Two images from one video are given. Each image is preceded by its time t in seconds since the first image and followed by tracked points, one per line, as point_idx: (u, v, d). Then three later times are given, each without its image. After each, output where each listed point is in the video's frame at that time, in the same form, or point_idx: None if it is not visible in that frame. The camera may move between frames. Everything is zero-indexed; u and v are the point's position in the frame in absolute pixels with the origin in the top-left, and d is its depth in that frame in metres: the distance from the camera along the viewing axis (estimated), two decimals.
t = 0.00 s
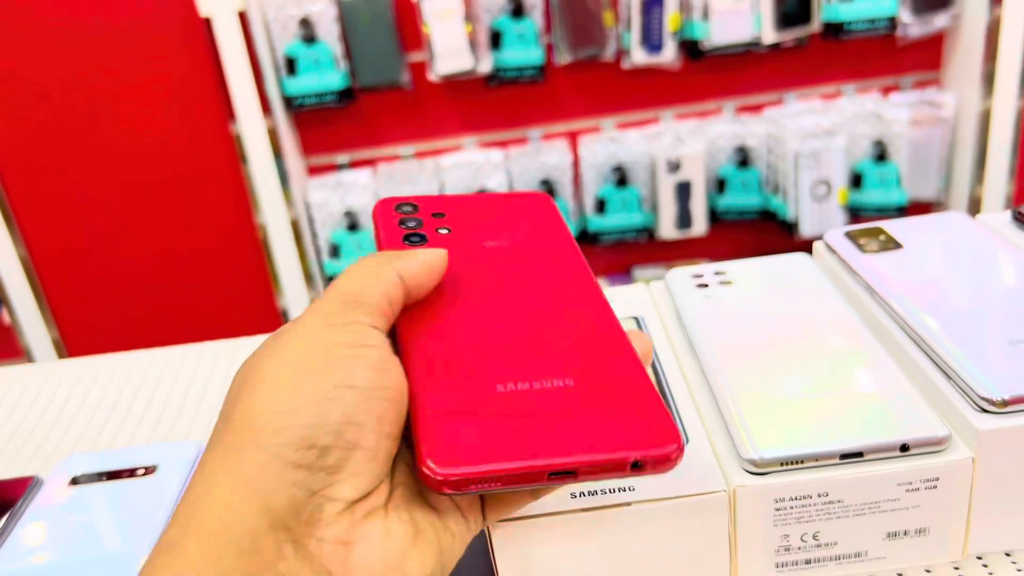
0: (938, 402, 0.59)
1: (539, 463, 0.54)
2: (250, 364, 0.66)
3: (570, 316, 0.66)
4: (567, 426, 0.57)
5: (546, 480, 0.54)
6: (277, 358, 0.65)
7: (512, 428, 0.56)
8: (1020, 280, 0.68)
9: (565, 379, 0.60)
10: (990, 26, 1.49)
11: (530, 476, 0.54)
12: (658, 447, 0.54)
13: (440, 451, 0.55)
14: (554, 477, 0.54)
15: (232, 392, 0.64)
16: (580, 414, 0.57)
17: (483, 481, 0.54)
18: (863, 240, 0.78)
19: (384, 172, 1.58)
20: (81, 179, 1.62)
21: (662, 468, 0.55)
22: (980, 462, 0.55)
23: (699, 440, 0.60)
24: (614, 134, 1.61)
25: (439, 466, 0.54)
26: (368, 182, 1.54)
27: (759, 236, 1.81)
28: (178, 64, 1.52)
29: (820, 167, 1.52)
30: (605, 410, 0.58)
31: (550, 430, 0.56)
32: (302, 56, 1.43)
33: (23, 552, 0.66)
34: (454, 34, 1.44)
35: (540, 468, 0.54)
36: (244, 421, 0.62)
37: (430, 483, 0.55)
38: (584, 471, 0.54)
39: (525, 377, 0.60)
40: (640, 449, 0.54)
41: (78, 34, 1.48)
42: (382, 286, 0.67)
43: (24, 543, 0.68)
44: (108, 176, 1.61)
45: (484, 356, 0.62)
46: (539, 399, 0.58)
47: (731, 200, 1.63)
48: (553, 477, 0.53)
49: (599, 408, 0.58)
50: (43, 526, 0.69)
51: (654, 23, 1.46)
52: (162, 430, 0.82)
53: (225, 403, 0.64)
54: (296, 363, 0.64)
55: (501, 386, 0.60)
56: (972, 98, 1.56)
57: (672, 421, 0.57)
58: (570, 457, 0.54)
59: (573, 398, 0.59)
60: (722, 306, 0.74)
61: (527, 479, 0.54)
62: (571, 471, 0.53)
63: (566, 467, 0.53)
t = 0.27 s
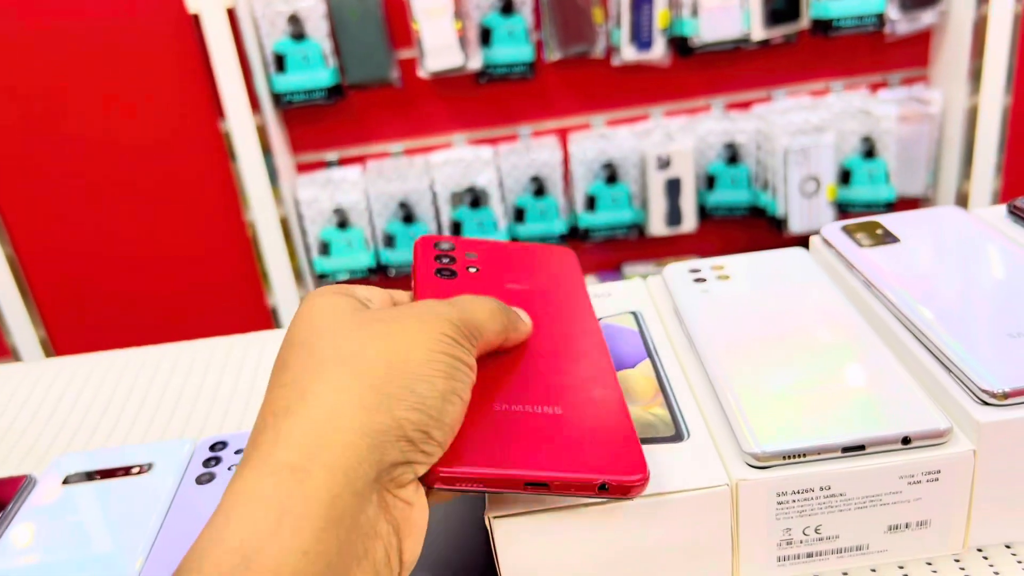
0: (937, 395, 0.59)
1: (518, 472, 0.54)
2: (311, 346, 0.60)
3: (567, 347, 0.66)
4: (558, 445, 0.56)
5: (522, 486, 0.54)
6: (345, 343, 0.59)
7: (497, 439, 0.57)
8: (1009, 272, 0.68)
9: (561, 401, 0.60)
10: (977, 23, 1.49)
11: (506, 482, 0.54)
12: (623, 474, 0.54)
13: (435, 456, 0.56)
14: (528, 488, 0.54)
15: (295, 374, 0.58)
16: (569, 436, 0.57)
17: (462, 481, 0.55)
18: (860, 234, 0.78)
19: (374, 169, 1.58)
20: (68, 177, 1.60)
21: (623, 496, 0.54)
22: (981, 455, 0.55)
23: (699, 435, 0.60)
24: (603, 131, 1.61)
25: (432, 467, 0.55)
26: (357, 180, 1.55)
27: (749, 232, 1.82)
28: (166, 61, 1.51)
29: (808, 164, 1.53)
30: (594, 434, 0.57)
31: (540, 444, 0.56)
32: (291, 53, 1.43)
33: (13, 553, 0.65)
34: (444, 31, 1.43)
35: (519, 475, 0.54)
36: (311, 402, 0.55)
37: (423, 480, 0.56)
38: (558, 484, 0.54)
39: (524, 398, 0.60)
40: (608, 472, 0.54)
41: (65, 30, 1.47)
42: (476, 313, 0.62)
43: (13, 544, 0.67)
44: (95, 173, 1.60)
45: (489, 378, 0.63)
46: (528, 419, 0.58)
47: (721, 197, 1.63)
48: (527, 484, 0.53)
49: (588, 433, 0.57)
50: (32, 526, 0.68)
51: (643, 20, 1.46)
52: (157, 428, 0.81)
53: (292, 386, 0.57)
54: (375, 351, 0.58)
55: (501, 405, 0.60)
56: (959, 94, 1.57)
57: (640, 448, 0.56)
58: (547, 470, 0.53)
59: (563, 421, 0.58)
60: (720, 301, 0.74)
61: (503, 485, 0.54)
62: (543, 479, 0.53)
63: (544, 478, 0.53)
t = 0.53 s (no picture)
0: (929, 389, 0.59)
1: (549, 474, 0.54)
2: (373, 349, 0.57)
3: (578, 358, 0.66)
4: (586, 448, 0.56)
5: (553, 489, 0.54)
6: (410, 349, 0.57)
7: (520, 446, 0.56)
8: (992, 265, 0.69)
9: (584, 405, 0.60)
10: (958, 21, 1.50)
11: (537, 485, 0.54)
12: (647, 480, 0.54)
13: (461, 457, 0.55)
14: (561, 490, 0.54)
15: (360, 375, 0.55)
16: (589, 442, 0.57)
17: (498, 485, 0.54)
18: (848, 230, 0.79)
19: (360, 168, 1.57)
20: (49, 176, 1.59)
21: (644, 501, 0.54)
22: (974, 450, 0.55)
23: (692, 432, 0.59)
24: (589, 129, 1.61)
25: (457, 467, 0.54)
26: (343, 178, 1.54)
27: (735, 229, 1.82)
28: (148, 59, 1.49)
29: (791, 162, 1.54)
30: (614, 442, 0.57)
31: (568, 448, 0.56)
32: (276, 51, 1.42)
33: None
34: (429, 29, 1.43)
35: (549, 478, 0.54)
36: (382, 404, 0.53)
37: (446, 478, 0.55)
38: (588, 489, 0.54)
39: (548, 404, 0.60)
40: (633, 477, 0.54)
41: (45, 27, 1.46)
42: (531, 342, 0.60)
43: None
44: (77, 172, 1.58)
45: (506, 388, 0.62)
46: (549, 430, 0.58)
47: (706, 194, 1.64)
48: (560, 488, 0.54)
49: (609, 440, 0.57)
50: (16, 528, 0.67)
51: (629, 18, 1.46)
52: (144, 428, 0.80)
53: (357, 385, 0.54)
54: (444, 360, 0.56)
55: (525, 415, 0.59)
56: (941, 92, 1.58)
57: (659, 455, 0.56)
58: (577, 475, 0.54)
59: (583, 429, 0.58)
60: (711, 298, 0.74)
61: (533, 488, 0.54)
62: (575, 484, 0.54)
63: (574, 482, 0.54)
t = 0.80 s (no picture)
0: (927, 385, 0.59)
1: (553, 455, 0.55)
2: (400, 338, 0.54)
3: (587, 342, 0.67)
4: (592, 430, 0.57)
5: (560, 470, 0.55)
6: (437, 340, 0.54)
7: (529, 431, 0.57)
8: (973, 259, 0.69)
9: (588, 391, 0.61)
10: (940, 17, 1.50)
11: (544, 467, 0.55)
12: (652, 449, 0.55)
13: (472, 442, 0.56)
14: (568, 469, 0.55)
15: (389, 364, 0.52)
16: (596, 425, 0.58)
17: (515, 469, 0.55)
18: (841, 223, 0.78)
19: (343, 165, 1.55)
20: (26, 174, 1.56)
21: (654, 472, 0.55)
22: (974, 446, 0.54)
23: (689, 431, 0.58)
24: (574, 127, 1.60)
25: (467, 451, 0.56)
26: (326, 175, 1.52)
27: (719, 227, 1.82)
28: (127, 55, 1.47)
29: (775, 160, 1.54)
30: (622, 423, 0.58)
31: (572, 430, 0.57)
32: (259, 47, 1.40)
33: None
34: (411, 24, 1.41)
35: (554, 459, 0.55)
36: (419, 396, 0.50)
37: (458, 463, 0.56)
38: (593, 466, 0.55)
39: (554, 392, 0.61)
40: (636, 449, 0.55)
41: (22, 22, 1.43)
42: (547, 341, 0.59)
43: None
44: (54, 170, 1.56)
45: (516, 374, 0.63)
46: (556, 416, 0.59)
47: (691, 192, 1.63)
48: (565, 467, 0.55)
49: (616, 421, 0.58)
50: None
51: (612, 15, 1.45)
52: (125, 429, 0.78)
53: (389, 375, 0.51)
54: (475, 354, 0.54)
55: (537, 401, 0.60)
56: (924, 89, 1.57)
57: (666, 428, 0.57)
58: (581, 452, 0.55)
59: (591, 412, 0.59)
60: (705, 294, 0.73)
61: (540, 471, 0.55)
62: (579, 460, 0.54)
63: (579, 459, 0.54)
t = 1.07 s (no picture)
0: (935, 380, 0.56)
1: (567, 462, 0.52)
2: (413, 362, 0.51)
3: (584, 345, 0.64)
4: (601, 430, 0.54)
5: (574, 480, 0.52)
6: (455, 366, 0.51)
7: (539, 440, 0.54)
8: (961, 252, 0.67)
9: (594, 391, 0.58)
10: (926, 13, 1.48)
11: (558, 478, 0.52)
12: (667, 443, 0.52)
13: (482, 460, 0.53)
14: (582, 476, 0.52)
15: (408, 396, 0.48)
16: (604, 424, 0.55)
17: (536, 482, 0.52)
18: (841, 215, 0.75)
19: (326, 160, 1.52)
20: None
21: (672, 465, 0.53)
22: (986, 445, 0.52)
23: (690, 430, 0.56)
24: (559, 122, 1.57)
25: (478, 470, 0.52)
26: (309, 170, 1.49)
27: (704, 223, 1.80)
28: (102, 47, 1.43)
29: (761, 156, 1.52)
30: (631, 419, 0.55)
31: (582, 433, 0.54)
32: (239, 41, 1.36)
33: None
34: (392, 19, 1.38)
35: (567, 467, 0.52)
36: (442, 434, 0.46)
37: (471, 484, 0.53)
38: (608, 471, 0.52)
39: (561, 396, 0.58)
40: (650, 445, 0.52)
41: None
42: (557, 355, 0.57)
43: None
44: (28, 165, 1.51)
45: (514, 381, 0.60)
46: (566, 420, 0.56)
47: (677, 187, 1.60)
48: (580, 474, 0.52)
49: (623, 419, 0.55)
50: None
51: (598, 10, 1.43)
52: (99, 431, 0.75)
53: (408, 409, 0.47)
54: (495, 383, 0.50)
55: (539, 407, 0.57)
56: (910, 85, 1.56)
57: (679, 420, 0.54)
58: (595, 457, 0.52)
59: (599, 412, 0.56)
60: (704, 288, 0.70)
61: (555, 482, 0.52)
62: (594, 467, 0.52)
63: (593, 466, 0.52)
